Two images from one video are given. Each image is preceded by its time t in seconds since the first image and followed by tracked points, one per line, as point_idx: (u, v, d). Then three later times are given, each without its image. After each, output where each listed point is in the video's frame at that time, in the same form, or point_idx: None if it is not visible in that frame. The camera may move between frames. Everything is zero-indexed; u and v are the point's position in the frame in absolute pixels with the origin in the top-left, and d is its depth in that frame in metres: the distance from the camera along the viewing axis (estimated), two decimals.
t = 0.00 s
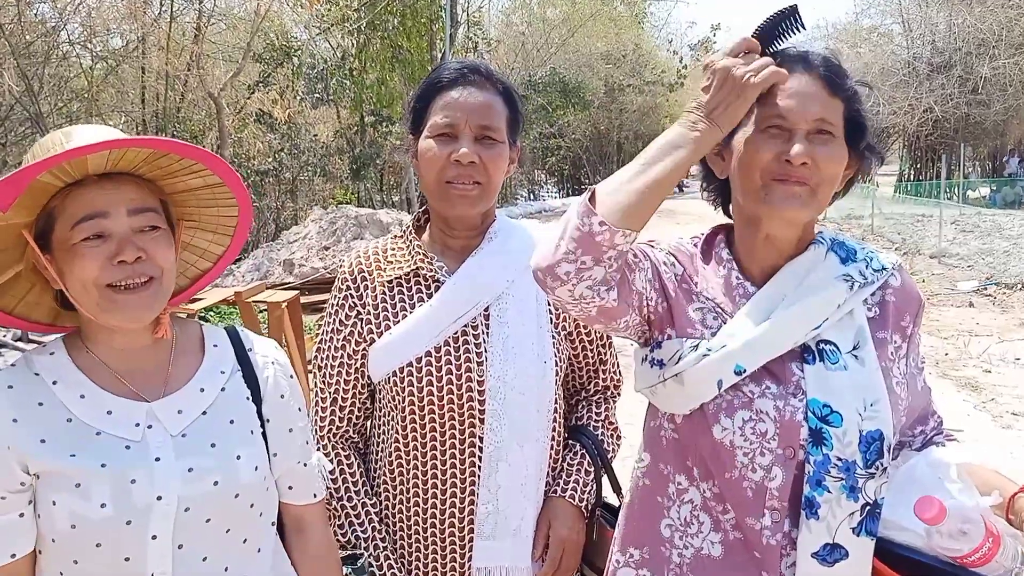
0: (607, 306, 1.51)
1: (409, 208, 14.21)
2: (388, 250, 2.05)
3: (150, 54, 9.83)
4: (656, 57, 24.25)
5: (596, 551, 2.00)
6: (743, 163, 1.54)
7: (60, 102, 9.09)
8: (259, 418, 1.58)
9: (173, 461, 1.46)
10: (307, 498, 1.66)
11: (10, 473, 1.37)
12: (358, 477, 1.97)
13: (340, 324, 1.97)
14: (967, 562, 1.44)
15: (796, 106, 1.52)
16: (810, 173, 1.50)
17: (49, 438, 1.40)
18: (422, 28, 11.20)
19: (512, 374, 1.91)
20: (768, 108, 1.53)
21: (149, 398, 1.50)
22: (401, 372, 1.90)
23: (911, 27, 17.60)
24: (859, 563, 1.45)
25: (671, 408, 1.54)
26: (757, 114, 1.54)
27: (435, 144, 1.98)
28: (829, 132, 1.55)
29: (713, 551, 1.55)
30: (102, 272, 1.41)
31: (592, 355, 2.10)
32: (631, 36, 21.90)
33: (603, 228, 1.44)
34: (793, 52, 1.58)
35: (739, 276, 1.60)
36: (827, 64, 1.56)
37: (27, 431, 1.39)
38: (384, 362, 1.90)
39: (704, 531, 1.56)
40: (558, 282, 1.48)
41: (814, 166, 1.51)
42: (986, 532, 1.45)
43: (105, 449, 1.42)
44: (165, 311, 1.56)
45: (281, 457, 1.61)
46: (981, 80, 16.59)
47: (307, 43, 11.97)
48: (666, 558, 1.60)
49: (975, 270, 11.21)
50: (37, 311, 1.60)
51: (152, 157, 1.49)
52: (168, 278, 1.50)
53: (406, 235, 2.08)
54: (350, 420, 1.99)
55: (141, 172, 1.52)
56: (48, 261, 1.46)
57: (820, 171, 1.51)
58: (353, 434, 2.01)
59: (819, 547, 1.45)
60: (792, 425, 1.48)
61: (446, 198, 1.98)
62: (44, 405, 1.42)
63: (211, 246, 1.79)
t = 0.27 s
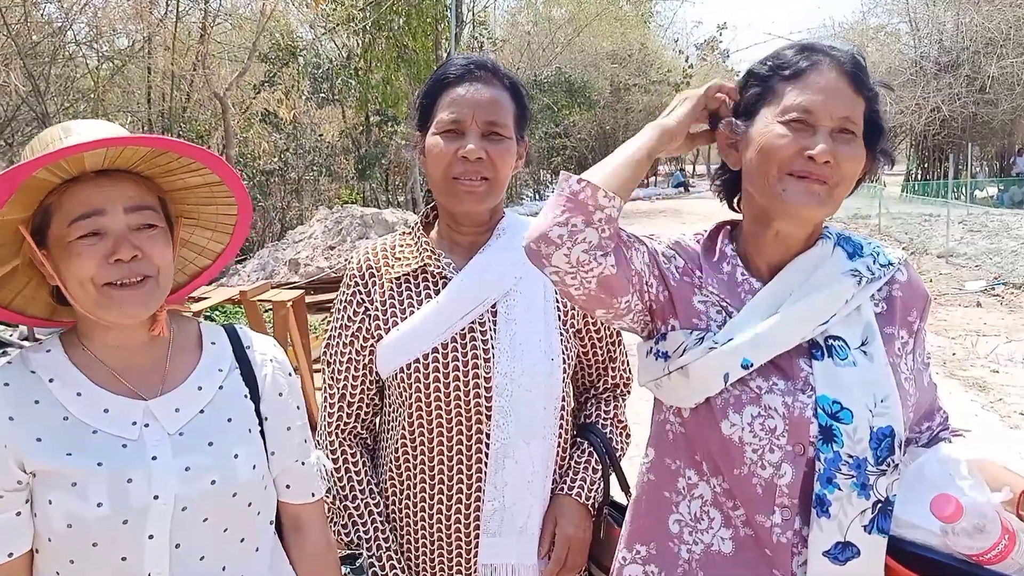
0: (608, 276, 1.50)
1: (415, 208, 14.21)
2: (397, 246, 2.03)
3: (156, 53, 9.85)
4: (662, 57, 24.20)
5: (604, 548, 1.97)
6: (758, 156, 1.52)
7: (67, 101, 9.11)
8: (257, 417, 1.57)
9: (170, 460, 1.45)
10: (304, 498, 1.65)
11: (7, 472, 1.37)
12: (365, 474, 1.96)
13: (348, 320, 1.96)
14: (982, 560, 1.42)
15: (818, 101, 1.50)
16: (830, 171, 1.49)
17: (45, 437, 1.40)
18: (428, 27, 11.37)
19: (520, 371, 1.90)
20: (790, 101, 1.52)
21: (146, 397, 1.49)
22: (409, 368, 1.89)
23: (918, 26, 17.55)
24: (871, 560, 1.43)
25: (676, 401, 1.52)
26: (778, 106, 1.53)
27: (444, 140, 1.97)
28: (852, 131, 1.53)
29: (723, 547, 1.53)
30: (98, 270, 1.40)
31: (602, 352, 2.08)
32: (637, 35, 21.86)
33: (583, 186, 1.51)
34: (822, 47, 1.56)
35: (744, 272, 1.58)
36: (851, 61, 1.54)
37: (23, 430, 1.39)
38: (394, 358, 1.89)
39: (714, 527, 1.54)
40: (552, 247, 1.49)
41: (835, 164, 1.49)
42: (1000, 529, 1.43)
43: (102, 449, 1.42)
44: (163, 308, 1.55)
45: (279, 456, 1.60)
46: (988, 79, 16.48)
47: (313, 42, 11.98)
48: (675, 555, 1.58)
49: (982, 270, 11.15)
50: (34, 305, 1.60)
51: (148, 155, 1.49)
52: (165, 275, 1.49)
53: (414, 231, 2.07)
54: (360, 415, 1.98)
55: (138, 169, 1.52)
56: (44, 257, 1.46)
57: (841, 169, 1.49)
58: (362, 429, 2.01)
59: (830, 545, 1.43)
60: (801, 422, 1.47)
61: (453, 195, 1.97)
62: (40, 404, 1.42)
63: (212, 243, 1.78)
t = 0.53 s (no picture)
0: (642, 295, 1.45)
1: (420, 210, 14.22)
2: (412, 249, 2.02)
3: (162, 56, 9.87)
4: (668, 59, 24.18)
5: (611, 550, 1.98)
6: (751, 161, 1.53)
7: (74, 104, 9.13)
8: (260, 420, 1.57)
9: (175, 466, 1.45)
10: (308, 501, 1.65)
11: (12, 476, 1.38)
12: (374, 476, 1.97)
13: (365, 324, 1.96)
14: (991, 563, 1.42)
15: (810, 104, 1.49)
16: (819, 169, 1.47)
17: (50, 441, 1.40)
18: (433, 30, 11.24)
19: (533, 375, 1.89)
20: (781, 104, 1.52)
21: (150, 402, 1.50)
22: (422, 371, 1.89)
23: (925, 27, 17.49)
24: (881, 563, 1.42)
25: (687, 408, 1.52)
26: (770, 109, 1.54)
27: (454, 144, 1.97)
28: (845, 131, 1.51)
29: (729, 554, 1.52)
30: (97, 268, 1.41)
31: (617, 357, 2.07)
32: (643, 37, 21.83)
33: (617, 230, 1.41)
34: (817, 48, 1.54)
35: (754, 274, 1.58)
36: (849, 62, 1.52)
37: (29, 435, 1.39)
38: (408, 361, 1.88)
39: (720, 534, 1.54)
40: (596, 299, 1.42)
41: (828, 164, 1.48)
42: (1010, 532, 1.43)
43: (106, 454, 1.42)
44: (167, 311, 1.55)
45: (283, 460, 1.60)
46: (996, 80, 16.33)
47: (319, 44, 12.01)
48: (680, 561, 1.57)
49: (990, 272, 11.09)
50: (44, 316, 1.62)
51: (142, 153, 1.49)
52: (165, 273, 1.50)
53: (429, 233, 2.05)
54: (375, 420, 1.98)
55: (136, 169, 1.53)
56: (45, 259, 1.47)
57: (832, 169, 1.48)
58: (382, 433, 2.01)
59: (842, 547, 1.42)
60: (814, 425, 1.46)
61: (463, 199, 1.97)
62: (44, 409, 1.42)
63: (217, 246, 1.79)
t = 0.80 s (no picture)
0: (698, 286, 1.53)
1: (423, 211, 14.24)
2: (413, 253, 2.03)
3: (166, 57, 9.90)
4: (670, 60, 24.18)
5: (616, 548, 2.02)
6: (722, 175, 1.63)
7: (78, 105, 9.16)
8: (265, 424, 1.58)
9: (182, 469, 1.46)
10: (312, 504, 1.66)
11: (21, 478, 1.38)
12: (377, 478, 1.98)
13: (366, 328, 1.95)
14: (995, 567, 1.43)
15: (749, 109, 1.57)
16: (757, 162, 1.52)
17: (58, 444, 1.41)
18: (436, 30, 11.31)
19: (535, 379, 1.90)
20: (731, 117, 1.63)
21: (157, 404, 1.51)
22: (425, 376, 1.89)
23: (929, 28, 17.48)
24: (887, 566, 1.42)
25: (695, 409, 1.54)
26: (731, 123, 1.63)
27: (457, 149, 1.97)
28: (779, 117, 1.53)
29: (734, 555, 1.54)
30: (99, 269, 1.41)
31: (618, 358, 2.08)
32: (646, 38, 21.84)
33: (709, 242, 1.46)
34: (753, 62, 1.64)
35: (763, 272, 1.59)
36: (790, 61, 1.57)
37: (36, 436, 1.40)
38: (411, 366, 1.89)
39: (726, 535, 1.55)
40: (659, 299, 1.50)
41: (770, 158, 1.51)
42: (1014, 536, 1.44)
43: (114, 457, 1.43)
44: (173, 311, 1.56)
45: (286, 462, 1.60)
46: (999, 81, 16.24)
47: (322, 46, 11.90)
48: (684, 560, 1.59)
49: (993, 273, 11.08)
50: (54, 319, 1.63)
51: (143, 152, 1.49)
52: (170, 270, 1.50)
53: (430, 238, 2.06)
54: (378, 422, 1.99)
55: (135, 169, 1.53)
56: (50, 262, 1.48)
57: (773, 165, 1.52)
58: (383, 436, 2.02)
59: (848, 551, 1.42)
60: (822, 428, 1.46)
61: (466, 204, 1.98)
62: (52, 410, 1.43)
63: (223, 244, 1.79)
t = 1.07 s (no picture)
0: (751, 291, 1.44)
1: (423, 211, 14.24)
2: (401, 253, 2.04)
3: (167, 57, 9.89)
4: (671, 60, 24.17)
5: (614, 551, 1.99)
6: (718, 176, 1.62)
7: (79, 105, 9.15)
8: (267, 423, 1.58)
9: (185, 469, 1.46)
10: (313, 504, 1.66)
11: (27, 479, 1.38)
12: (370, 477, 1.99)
13: (355, 324, 1.98)
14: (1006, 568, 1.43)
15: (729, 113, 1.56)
16: (745, 162, 1.51)
17: (61, 446, 1.41)
18: (437, 31, 11.29)
19: (526, 375, 1.90)
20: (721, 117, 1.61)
21: (160, 406, 1.51)
22: (415, 373, 1.89)
23: (929, 28, 17.47)
24: (893, 568, 1.43)
25: (702, 408, 1.54)
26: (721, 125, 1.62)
27: (446, 147, 1.97)
28: (761, 117, 1.51)
29: (741, 553, 1.54)
30: (79, 274, 1.42)
31: (609, 352, 2.09)
32: (647, 39, 21.83)
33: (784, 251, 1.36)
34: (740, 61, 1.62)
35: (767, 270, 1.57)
36: (767, 62, 1.55)
37: (38, 437, 1.40)
38: (399, 364, 1.90)
39: (732, 533, 1.55)
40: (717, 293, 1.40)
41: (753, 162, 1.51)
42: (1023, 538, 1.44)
43: (117, 459, 1.43)
44: (169, 307, 1.53)
45: (287, 462, 1.61)
46: (999, 81, 16.21)
47: (322, 46, 11.88)
48: (689, 558, 1.58)
49: (994, 274, 11.07)
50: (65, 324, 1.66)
51: (107, 151, 1.47)
52: (156, 268, 1.50)
53: (418, 238, 2.08)
54: (369, 420, 2.00)
55: (104, 169, 1.52)
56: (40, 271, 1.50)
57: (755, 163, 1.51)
58: (373, 434, 2.03)
59: (854, 553, 1.42)
60: (829, 427, 1.46)
61: (455, 204, 1.99)
62: (55, 411, 1.43)
63: (222, 231, 1.79)
